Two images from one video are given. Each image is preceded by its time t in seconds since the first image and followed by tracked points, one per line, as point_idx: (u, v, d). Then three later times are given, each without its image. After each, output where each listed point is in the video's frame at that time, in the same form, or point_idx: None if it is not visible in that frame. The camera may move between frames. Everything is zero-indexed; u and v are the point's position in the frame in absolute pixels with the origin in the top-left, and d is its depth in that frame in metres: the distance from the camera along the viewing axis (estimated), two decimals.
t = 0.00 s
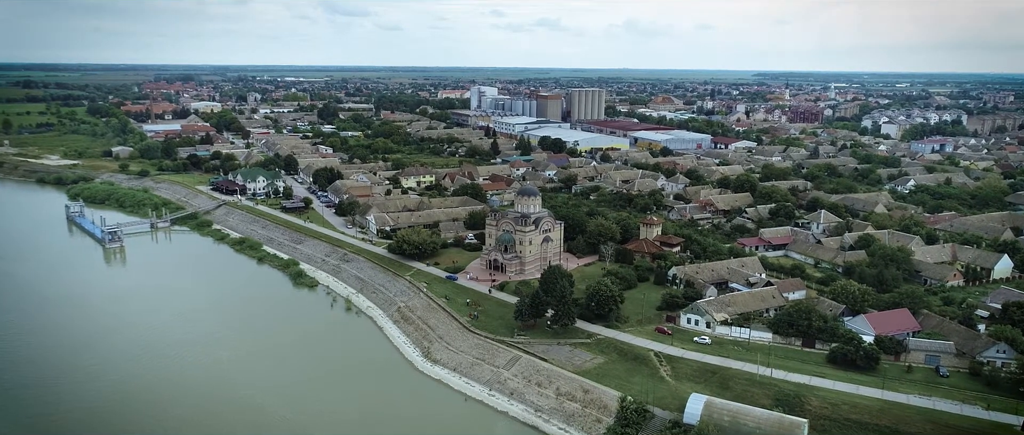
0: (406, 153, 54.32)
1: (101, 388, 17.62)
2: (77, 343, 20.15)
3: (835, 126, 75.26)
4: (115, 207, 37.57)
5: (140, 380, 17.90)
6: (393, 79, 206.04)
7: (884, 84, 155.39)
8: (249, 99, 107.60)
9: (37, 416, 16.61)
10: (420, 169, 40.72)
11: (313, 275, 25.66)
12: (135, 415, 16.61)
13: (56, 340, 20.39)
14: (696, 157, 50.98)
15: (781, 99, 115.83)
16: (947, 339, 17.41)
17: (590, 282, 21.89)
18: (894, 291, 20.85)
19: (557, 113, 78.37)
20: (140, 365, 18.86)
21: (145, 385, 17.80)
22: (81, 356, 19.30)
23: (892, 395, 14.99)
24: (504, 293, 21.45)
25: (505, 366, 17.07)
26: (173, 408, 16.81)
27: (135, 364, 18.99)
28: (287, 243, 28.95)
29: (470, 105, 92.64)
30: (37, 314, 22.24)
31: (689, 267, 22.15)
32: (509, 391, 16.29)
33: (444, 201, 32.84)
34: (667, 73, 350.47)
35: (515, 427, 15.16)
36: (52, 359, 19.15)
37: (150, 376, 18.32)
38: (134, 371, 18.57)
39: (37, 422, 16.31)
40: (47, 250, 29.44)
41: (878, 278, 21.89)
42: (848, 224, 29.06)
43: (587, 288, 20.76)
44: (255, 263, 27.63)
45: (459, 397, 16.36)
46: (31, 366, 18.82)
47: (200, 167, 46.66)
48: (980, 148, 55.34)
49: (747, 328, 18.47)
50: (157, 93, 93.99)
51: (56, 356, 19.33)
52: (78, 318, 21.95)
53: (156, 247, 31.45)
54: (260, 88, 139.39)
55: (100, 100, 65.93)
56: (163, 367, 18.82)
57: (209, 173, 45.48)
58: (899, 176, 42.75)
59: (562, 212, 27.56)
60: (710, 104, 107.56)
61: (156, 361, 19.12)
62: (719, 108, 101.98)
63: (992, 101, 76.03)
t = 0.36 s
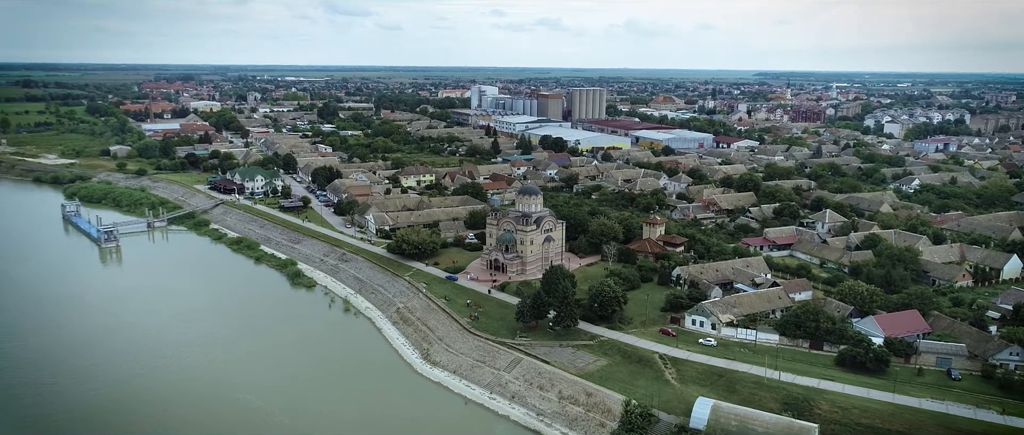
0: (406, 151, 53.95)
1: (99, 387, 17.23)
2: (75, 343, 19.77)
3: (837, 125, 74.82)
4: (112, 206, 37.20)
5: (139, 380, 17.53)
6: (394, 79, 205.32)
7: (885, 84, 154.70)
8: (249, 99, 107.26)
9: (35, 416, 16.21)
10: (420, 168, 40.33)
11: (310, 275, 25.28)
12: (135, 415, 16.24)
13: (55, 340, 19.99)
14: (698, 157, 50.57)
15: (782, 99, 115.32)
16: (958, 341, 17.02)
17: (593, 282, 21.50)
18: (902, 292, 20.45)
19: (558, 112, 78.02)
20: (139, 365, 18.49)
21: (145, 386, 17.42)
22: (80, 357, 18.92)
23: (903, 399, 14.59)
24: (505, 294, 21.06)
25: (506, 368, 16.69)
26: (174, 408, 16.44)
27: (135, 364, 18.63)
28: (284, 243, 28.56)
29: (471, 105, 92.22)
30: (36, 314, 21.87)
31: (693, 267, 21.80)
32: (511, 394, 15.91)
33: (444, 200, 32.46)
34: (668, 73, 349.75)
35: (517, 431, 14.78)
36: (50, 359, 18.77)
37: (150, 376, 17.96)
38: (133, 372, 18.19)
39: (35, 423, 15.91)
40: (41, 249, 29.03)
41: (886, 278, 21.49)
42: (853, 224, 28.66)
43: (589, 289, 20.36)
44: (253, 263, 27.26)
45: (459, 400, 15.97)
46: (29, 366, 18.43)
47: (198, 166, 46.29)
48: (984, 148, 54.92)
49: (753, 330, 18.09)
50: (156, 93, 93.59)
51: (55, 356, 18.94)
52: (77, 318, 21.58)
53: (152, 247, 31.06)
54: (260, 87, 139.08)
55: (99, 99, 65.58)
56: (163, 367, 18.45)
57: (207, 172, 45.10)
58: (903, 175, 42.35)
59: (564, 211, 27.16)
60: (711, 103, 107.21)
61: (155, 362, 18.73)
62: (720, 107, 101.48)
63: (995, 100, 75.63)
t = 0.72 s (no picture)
0: (406, 151, 53.53)
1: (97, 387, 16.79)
2: (74, 343, 19.31)
3: (841, 124, 74.33)
4: (108, 206, 36.76)
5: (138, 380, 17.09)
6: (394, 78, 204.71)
7: (887, 83, 154.02)
8: (249, 98, 106.93)
9: (32, 418, 15.75)
10: (420, 167, 39.87)
11: (308, 275, 24.84)
12: (134, 416, 15.82)
13: (53, 340, 19.53)
14: (701, 155, 50.12)
15: (784, 98, 114.80)
16: (973, 344, 16.55)
17: (596, 283, 21.03)
18: (914, 294, 19.96)
19: (559, 111, 77.62)
20: (138, 366, 18.05)
21: (143, 387, 16.98)
22: (78, 357, 18.46)
23: (919, 405, 14.12)
24: (506, 295, 20.57)
25: (507, 372, 16.21)
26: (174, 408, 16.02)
27: (135, 364, 18.21)
28: (282, 243, 28.09)
29: (471, 104, 91.74)
30: (34, 314, 21.41)
31: (699, 268, 21.35)
32: (512, 399, 15.43)
33: (444, 199, 32.01)
34: (669, 72, 348.67)
35: None
36: (48, 359, 18.32)
37: (148, 376, 17.52)
38: (131, 372, 17.76)
39: (32, 424, 15.47)
40: (35, 249, 28.55)
41: (896, 279, 21.00)
42: (861, 223, 28.17)
43: (593, 290, 19.89)
44: (250, 263, 26.81)
45: (459, 405, 15.49)
46: (26, 367, 17.97)
47: (196, 166, 45.85)
48: (989, 147, 54.48)
49: (761, 332, 17.65)
50: (156, 92, 93.10)
51: (54, 356, 18.50)
52: (75, 318, 21.12)
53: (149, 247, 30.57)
54: (260, 86, 138.94)
55: (97, 98, 65.21)
56: (161, 367, 18.02)
57: (205, 171, 44.66)
58: (909, 174, 41.87)
59: (566, 210, 26.70)
60: (712, 103, 106.79)
61: (154, 363, 18.28)
62: (722, 106, 100.89)
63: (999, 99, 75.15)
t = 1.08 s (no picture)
0: (406, 150, 53.06)
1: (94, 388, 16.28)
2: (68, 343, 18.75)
3: (844, 123, 73.80)
4: (104, 205, 36.30)
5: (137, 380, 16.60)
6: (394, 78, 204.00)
7: (889, 83, 153.51)
8: (249, 97, 106.46)
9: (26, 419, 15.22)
10: (420, 166, 39.38)
11: (305, 276, 24.33)
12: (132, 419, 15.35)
13: (47, 340, 18.97)
14: (704, 155, 49.62)
15: (786, 98, 114.29)
16: (990, 348, 16.04)
17: (599, 284, 20.52)
18: (926, 295, 19.46)
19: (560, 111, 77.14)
20: (135, 366, 17.55)
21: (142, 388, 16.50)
22: (73, 358, 17.90)
23: (936, 412, 13.62)
24: (508, 296, 20.07)
25: (509, 376, 15.72)
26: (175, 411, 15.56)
27: (132, 364, 17.70)
28: (279, 243, 27.60)
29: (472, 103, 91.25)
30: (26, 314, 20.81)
31: (704, 269, 20.85)
32: (514, 404, 14.92)
33: (444, 199, 31.51)
34: (670, 72, 348.64)
35: None
36: (42, 360, 17.76)
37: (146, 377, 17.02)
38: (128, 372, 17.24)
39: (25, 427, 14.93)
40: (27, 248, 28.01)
41: (907, 280, 20.49)
42: (868, 223, 27.65)
43: (596, 291, 19.40)
44: (246, 263, 26.29)
45: (459, 411, 14.98)
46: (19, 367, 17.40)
47: (194, 165, 45.35)
48: (995, 146, 53.91)
49: (770, 335, 17.11)
50: (155, 91, 92.72)
51: (47, 357, 17.92)
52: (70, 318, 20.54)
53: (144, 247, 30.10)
54: (260, 85, 138.42)
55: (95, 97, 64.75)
56: (159, 368, 17.52)
57: (202, 170, 44.20)
58: (915, 173, 41.33)
59: (569, 210, 26.19)
60: (714, 102, 106.31)
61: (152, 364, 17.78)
62: (724, 105, 100.30)
63: (1004, 99, 74.59)
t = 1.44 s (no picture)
0: (406, 149, 52.53)
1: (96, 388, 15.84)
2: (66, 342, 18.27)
3: (847, 123, 73.17)
4: (99, 205, 35.78)
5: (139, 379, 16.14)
6: (395, 77, 203.37)
7: (892, 82, 152.78)
8: (249, 97, 105.90)
9: (28, 419, 14.81)
10: (420, 166, 38.88)
11: (302, 278, 23.84)
12: (134, 419, 14.93)
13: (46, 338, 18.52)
14: (707, 154, 49.10)
15: (787, 97, 113.64)
16: (1007, 352, 15.52)
17: (603, 286, 20.01)
18: (938, 298, 18.94)
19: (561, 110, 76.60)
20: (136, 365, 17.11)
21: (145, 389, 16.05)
22: (71, 356, 17.46)
23: (953, 420, 13.11)
24: (509, 298, 19.58)
25: (510, 382, 15.21)
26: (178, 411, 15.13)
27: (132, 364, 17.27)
28: (276, 244, 27.11)
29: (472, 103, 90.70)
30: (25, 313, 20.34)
31: (710, 271, 20.37)
32: (515, 411, 14.40)
33: (444, 199, 30.99)
34: (670, 72, 348.01)
35: None
36: (40, 358, 17.29)
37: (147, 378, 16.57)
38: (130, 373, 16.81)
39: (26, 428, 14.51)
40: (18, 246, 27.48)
41: (918, 282, 19.97)
42: (876, 223, 27.13)
43: (600, 293, 18.90)
44: (241, 264, 25.81)
45: (459, 418, 14.45)
46: (17, 365, 16.96)
47: (191, 164, 44.88)
48: (1001, 145, 53.31)
49: (779, 339, 16.61)
50: (155, 91, 92.19)
51: (46, 355, 17.48)
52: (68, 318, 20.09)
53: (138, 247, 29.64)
54: (260, 85, 137.83)
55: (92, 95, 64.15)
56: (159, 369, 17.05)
57: (199, 169, 43.68)
58: (921, 173, 40.77)
59: (571, 210, 25.69)
60: (716, 101, 105.66)
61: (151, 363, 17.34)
62: (725, 105, 99.64)
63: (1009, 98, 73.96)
